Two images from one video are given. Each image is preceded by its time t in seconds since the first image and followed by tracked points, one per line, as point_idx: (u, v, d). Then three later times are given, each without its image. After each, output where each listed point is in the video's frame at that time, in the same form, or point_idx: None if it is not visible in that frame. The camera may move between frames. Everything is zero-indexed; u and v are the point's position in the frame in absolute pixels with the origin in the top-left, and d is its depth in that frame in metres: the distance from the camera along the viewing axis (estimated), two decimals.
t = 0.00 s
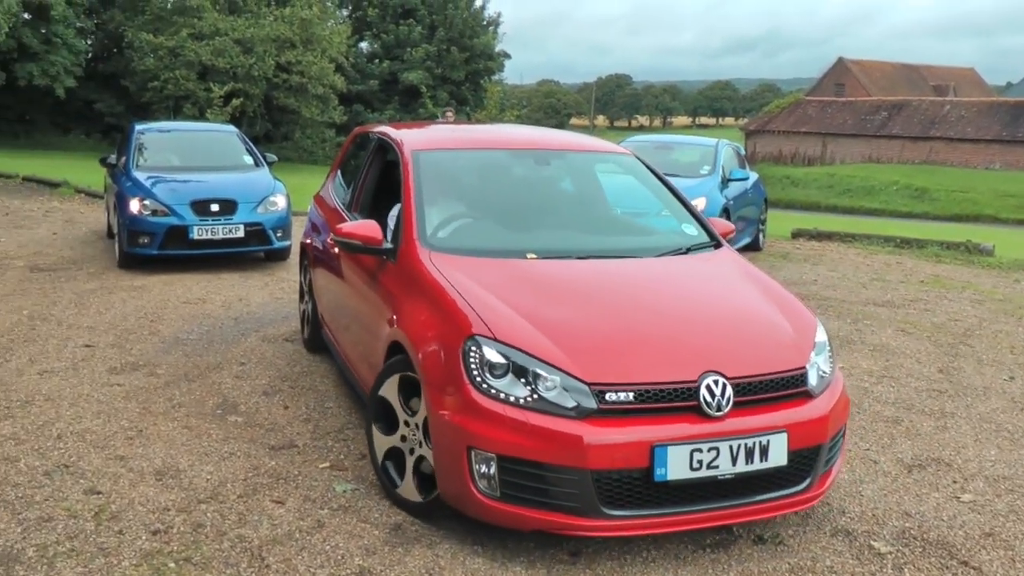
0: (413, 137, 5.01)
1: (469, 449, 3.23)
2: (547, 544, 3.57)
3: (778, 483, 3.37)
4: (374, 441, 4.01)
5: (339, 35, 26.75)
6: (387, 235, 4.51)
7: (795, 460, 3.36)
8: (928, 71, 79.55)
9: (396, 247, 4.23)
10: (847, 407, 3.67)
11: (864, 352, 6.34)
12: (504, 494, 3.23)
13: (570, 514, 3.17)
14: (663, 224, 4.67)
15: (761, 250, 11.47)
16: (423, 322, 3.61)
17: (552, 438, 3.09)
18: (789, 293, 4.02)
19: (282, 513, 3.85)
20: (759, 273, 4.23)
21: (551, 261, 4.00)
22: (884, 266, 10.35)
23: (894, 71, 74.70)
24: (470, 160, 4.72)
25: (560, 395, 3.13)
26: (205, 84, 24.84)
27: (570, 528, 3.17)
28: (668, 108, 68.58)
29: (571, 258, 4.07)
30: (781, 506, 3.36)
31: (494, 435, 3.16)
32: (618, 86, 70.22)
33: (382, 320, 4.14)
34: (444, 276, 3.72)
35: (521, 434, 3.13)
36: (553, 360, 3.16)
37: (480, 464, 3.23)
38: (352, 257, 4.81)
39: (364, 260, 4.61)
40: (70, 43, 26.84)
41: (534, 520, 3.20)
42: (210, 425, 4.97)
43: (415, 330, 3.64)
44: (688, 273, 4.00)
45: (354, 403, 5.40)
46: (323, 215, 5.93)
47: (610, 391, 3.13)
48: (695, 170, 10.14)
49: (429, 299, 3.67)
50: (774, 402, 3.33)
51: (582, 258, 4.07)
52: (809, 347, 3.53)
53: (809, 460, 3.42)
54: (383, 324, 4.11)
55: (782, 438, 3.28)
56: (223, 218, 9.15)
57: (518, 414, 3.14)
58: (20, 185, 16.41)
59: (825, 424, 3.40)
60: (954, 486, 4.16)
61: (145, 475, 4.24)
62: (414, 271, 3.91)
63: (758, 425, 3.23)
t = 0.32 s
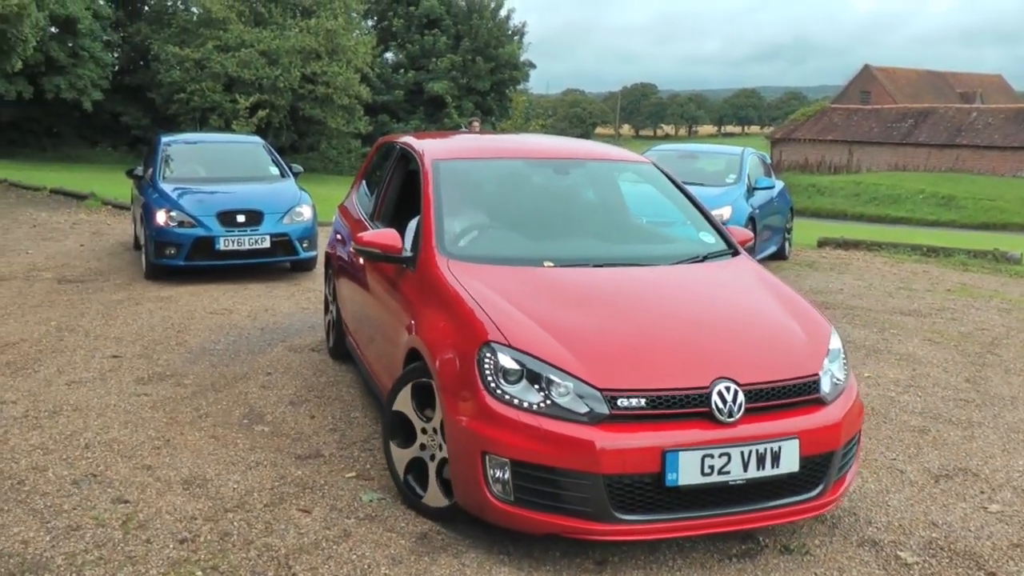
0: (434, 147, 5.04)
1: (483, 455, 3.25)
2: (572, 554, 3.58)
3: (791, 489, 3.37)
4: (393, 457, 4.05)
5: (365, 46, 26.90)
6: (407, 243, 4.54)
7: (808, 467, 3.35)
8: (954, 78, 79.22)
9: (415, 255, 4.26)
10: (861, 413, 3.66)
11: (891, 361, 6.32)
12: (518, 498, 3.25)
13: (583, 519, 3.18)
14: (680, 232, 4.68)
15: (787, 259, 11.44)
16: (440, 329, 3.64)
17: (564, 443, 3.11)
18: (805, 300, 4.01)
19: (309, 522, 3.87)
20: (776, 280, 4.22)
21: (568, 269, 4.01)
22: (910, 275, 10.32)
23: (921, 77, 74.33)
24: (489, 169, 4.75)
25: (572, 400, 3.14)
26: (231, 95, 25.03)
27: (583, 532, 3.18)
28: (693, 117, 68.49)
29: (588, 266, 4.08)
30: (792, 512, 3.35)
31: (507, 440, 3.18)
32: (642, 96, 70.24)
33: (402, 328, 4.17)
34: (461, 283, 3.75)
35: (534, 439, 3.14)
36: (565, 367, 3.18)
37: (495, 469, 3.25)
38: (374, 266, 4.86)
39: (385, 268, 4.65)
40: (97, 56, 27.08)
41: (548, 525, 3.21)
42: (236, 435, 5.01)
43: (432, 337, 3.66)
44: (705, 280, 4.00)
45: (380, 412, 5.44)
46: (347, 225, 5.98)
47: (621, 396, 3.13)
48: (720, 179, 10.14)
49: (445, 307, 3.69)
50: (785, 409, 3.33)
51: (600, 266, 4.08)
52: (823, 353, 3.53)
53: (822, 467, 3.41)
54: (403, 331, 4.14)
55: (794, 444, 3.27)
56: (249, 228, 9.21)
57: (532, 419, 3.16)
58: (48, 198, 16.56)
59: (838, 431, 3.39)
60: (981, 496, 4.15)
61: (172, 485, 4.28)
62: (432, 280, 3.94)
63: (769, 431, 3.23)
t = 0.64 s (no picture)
0: (446, 154, 5.08)
1: (483, 458, 3.28)
2: (590, 563, 3.58)
3: (789, 495, 3.37)
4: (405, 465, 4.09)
5: (384, 54, 26.98)
6: (417, 249, 4.57)
7: (806, 473, 3.36)
8: (974, 87, 79.00)
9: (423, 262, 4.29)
10: (862, 420, 3.66)
11: (910, 371, 6.31)
12: (517, 501, 3.27)
13: (581, 522, 3.19)
14: (688, 239, 4.69)
15: (806, 268, 11.43)
16: (445, 333, 3.67)
17: (562, 447, 3.13)
18: (808, 308, 4.02)
19: (327, 529, 3.89)
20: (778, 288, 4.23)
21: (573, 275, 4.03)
22: (929, 284, 10.30)
23: (940, 86, 74.12)
24: (499, 177, 4.77)
25: (571, 405, 3.17)
26: (251, 104, 25.16)
27: (580, 535, 3.20)
28: (712, 126, 68.44)
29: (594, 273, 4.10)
30: (790, 518, 3.35)
31: (506, 443, 3.20)
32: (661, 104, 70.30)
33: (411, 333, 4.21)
34: (466, 289, 3.78)
35: (533, 443, 3.17)
36: (565, 372, 3.20)
37: (495, 472, 3.27)
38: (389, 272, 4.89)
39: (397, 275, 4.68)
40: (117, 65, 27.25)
41: (545, 527, 3.23)
42: (255, 443, 5.04)
43: (437, 342, 3.69)
44: (710, 288, 4.01)
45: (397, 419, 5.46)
46: (363, 232, 6.02)
47: (619, 401, 3.16)
48: (739, 188, 10.13)
49: (451, 312, 3.72)
50: (784, 415, 3.33)
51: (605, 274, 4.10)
52: (824, 360, 3.54)
53: (820, 473, 3.41)
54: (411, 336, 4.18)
55: (792, 450, 3.27)
56: (268, 236, 9.25)
57: (530, 423, 3.18)
58: (67, 206, 16.67)
59: (837, 438, 3.39)
60: (1001, 507, 4.14)
61: (190, 492, 4.30)
62: (438, 286, 3.97)
63: (766, 436, 3.23)
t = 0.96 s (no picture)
0: (451, 162, 5.13)
1: (470, 456, 3.34)
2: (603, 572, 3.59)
3: (770, 496, 3.39)
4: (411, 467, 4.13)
5: (400, 63, 27.07)
6: (417, 254, 4.63)
7: (786, 474, 3.38)
8: (990, 96, 78.85)
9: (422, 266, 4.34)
10: (847, 421, 3.69)
11: (925, 381, 6.30)
12: (501, 498, 3.33)
13: (563, 519, 3.24)
14: (684, 243, 4.71)
15: (822, 277, 11.42)
16: (438, 336, 3.73)
17: (543, 445, 3.18)
18: (800, 313, 4.04)
19: (341, 537, 3.91)
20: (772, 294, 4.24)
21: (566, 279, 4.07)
22: (945, 294, 10.28)
23: (956, 95, 73.96)
24: (499, 182, 4.83)
25: (554, 405, 3.22)
26: (266, 111, 25.28)
27: (563, 532, 3.24)
28: (727, 135, 68.45)
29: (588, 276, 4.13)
30: (770, 518, 3.38)
31: (492, 442, 3.27)
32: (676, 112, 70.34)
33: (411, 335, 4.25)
34: (460, 292, 3.84)
35: (516, 441, 3.22)
36: (549, 374, 3.25)
37: (483, 470, 3.33)
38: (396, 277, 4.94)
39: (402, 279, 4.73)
40: (133, 73, 27.39)
41: (529, 524, 3.28)
42: (269, 449, 5.06)
43: (431, 344, 3.76)
44: (701, 291, 4.05)
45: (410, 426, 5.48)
46: (373, 239, 6.07)
47: (600, 402, 3.20)
48: (755, 197, 10.13)
49: (444, 315, 3.79)
50: (766, 418, 3.36)
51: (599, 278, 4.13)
52: (809, 364, 3.56)
53: (802, 474, 3.43)
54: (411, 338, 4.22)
55: (772, 451, 3.30)
56: (283, 243, 9.29)
57: (514, 423, 3.24)
58: (83, 213, 16.75)
59: (819, 441, 3.41)
60: (1016, 518, 4.13)
61: (204, 498, 4.33)
62: (433, 289, 4.03)
63: (746, 438, 3.26)
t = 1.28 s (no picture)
0: (450, 167, 5.23)
1: (449, 450, 3.49)
2: None
3: (741, 489, 3.49)
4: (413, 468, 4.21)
5: (411, 71, 27.13)
6: (411, 259, 4.75)
7: (757, 468, 3.47)
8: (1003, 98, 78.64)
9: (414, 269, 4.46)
10: (823, 416, 3.78)
11: (941, 386, 6.28)
12: (478, 490, 3.47)
13: (535, 510, 3.37)
14: (674, 243, 4.76)
15: (836, 281, 11.42)
16: (424, 337, 3.87)
17: (514, 439, 3.32)
18: (779, 310, 4.12)
19: (357, 545, 3.92)
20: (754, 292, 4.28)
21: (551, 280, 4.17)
22: (960, 297, 10.25)
23: (969, 97, 73.79)
24: (493, 186, 4.91)
25: (526, 400, 3.36)
26: (279, 121, 25.38)
27: (534, 523, 3.38)
28: (739, 140, 68.39)
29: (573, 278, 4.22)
30: (742, 511, 3.48)
31: (467, 436, 3.42)
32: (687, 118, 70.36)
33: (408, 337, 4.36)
34: (445, 293, 3.98)
35: (490, 436, 3.37)
36: (523, 371, 3.39)
37: (460, 463, 3.48)
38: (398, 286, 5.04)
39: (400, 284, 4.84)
40: (146, 84, 27.52)
41: (503, 514, 3.42)
42: (285, 458, 5.08)
43: (417, 345, 3.90)
44: (681, 289, 4.14)
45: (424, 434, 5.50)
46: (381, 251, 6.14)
47: (570, 397, 3.33)
48: (768, 201, 10.12)
49: (430, 316, 3.93)
50: (736, 412, 3.46)
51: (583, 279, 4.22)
52: (781, 360, 3.65)
53: (773, 468, 3.52)
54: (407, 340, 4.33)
55: (740, 445, 3.39)
56: (297, 253, 9.31)
57: (488, 418, 3.39)
58: (96, 224, 16.84)
59: (790, 435, 3.51)
60: None
61: (221, 507, 4.35)
62: (421, 292, 4.17)
63: (713, 432, 3.36)
